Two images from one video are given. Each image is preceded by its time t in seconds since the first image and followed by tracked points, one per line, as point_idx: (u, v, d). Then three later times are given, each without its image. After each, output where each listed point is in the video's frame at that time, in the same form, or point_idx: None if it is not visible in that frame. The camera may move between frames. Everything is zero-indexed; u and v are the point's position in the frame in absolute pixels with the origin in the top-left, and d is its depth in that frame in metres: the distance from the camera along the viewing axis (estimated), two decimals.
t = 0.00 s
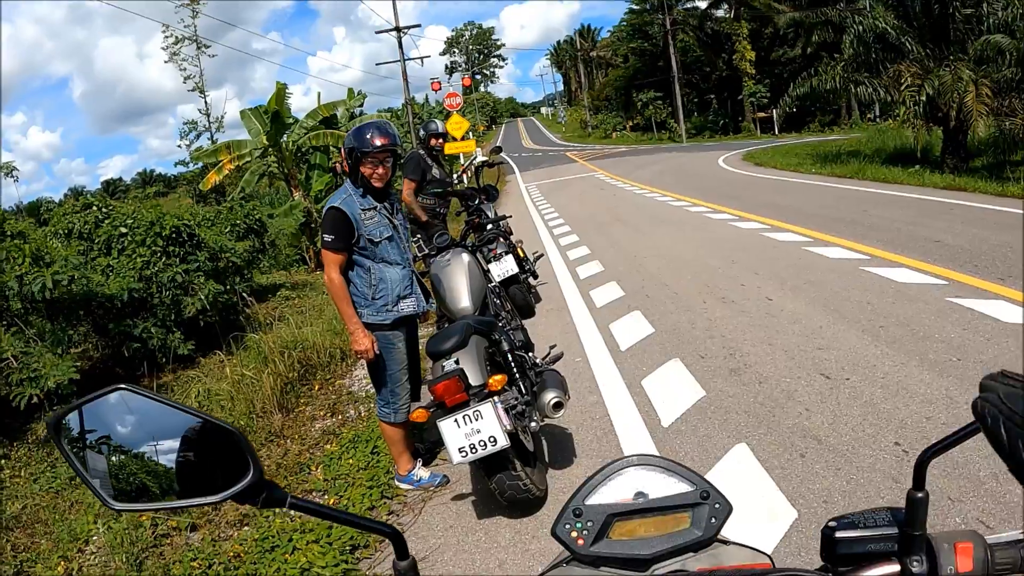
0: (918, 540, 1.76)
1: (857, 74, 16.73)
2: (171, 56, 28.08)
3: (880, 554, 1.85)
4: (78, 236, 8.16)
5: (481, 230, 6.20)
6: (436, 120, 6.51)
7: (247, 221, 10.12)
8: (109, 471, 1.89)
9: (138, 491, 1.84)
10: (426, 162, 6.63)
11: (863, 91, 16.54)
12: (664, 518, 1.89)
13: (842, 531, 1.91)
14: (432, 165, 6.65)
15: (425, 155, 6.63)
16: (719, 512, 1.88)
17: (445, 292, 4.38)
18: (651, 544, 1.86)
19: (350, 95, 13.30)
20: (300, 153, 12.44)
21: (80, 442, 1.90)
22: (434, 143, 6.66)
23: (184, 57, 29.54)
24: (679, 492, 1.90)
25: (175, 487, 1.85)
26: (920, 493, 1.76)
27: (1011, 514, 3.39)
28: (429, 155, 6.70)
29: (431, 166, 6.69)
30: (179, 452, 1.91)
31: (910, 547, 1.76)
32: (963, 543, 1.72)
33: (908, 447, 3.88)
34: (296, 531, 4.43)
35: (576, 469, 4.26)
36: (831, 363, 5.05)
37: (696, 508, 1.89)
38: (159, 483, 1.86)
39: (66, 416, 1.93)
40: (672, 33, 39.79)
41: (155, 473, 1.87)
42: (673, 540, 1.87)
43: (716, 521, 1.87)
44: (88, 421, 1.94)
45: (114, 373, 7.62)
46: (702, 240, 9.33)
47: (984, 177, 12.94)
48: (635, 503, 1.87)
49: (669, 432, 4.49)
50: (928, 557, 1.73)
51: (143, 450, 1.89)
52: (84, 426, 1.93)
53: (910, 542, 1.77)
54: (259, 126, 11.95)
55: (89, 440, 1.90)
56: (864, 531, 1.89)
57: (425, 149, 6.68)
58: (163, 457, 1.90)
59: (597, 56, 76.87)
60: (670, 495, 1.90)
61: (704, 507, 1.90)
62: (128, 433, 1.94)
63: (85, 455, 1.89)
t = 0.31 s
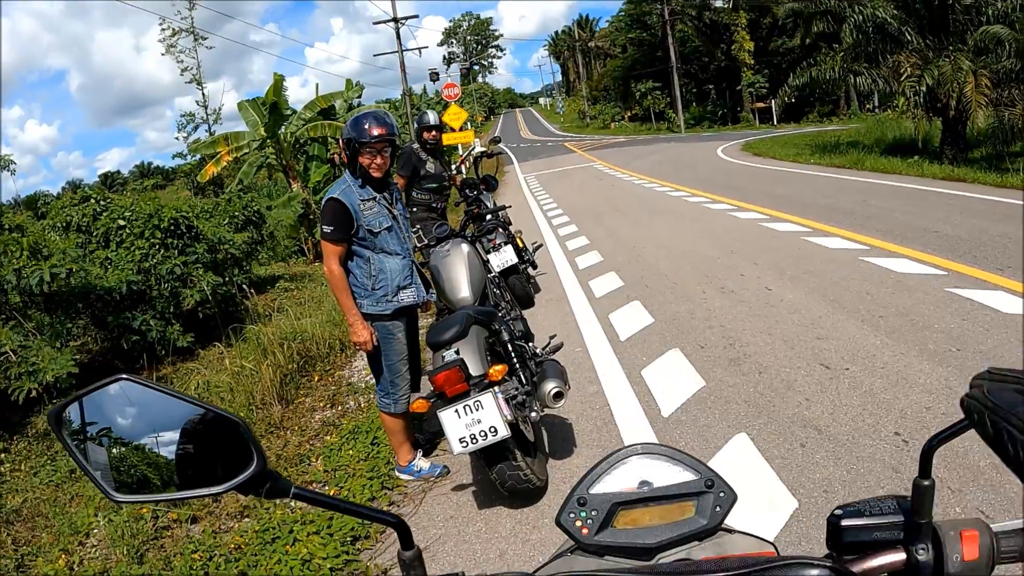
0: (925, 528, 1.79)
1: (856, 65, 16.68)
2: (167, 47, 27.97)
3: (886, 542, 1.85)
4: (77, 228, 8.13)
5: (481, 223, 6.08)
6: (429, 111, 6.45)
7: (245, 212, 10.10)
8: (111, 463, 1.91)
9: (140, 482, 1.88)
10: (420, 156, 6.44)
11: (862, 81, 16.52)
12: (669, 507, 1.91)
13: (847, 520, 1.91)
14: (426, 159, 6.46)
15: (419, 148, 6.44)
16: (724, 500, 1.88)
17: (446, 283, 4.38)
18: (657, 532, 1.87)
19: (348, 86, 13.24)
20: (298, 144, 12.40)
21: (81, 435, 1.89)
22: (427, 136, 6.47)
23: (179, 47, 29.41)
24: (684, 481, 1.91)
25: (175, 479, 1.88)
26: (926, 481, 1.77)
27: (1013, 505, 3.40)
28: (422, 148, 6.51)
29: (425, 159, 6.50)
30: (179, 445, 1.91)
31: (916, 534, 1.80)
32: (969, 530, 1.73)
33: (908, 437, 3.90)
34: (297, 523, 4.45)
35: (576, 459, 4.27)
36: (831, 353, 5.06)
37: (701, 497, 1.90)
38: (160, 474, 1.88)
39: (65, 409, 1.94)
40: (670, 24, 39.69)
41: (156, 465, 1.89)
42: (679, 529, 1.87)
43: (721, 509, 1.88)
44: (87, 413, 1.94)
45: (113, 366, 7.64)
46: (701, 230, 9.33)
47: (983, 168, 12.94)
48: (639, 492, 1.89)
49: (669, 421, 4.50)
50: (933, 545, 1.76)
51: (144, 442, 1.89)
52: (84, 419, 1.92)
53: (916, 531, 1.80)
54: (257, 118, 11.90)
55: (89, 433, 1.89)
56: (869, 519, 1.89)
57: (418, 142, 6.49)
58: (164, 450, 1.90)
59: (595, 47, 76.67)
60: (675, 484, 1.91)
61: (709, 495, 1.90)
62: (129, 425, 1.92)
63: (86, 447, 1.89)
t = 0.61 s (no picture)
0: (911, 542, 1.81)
1: (843, 74, 16.79)
2: (155, 57, 27.96)
3: (873, 556, 1.83)
4: (64, 238, 8.07)
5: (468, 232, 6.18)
6: (411, 120, 6.45)
7: (233, 222, 10.07)
8: (98, 478, 1.89)
9: (126, 498, 1.85)
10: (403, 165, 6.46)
11: (849, 90, 16.62)
12: (657, 523, 1.89)
13: (833, 534, 1.91)
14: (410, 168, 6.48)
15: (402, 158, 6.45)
16: (711, 515, 1.88)
17: (433, 293, 4.37)
18: (645, 548, 1.85)
19: (336, 96, 13.25)
20: (286, 154, 12.39)
21: (67, 449, 1.89)
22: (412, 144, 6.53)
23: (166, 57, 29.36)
24: (671, 496, 1.90)
25: (161, 496, 1.85)
26: (912, 495, 1.81)
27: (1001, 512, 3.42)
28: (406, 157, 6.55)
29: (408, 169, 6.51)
30: (166, 461, 1.90)
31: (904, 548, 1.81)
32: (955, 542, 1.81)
33: (896, 445, 3.91)
34: (286, 535, 4.41)
35: (565, 470, 4.27)
36: (819, 362, 5.08)
37: (688, 512, 1.89)
38: (146, 491, 1.86)
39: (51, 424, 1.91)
40: (658, 32, 39.98)
41: (142, 480, 1.86)
42: (667, 543, 1.85)
43: (708, 524, 1.87)
44: (75, 429, 1.93)
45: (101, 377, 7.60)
46: (690, 239, 9.36)
47: (969, 175, 13.07)
48: (626, 507, 1.87)
49: (658, 431, 4.50)
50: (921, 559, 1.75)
51: (130, 458, 1.88)
52: (70, 433, 1.91)
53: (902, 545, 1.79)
54: (245, 127, 11.88)
55: (75, 448, 1.90)
56: (856, 533, 1.89)
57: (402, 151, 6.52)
58: (151, 465, 1.89)
59: (583, 55, 77.06)
60: (662, 499, 1.90)
61: (696, 510, 1.89)
62: (114, 440, 1.93)
63: (73, 461, 1.88)
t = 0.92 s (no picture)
0: (908, 564, 1.80)
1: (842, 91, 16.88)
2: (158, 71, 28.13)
3: None
4: (63, 248, 8.05)
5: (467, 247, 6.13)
6: (423, 135, 6.22)
7: (233, 234, 10.08)
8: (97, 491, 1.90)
9: (123, 512, 1.87)
10: (412, 179, 6.56)
11: (848, 107, 16.70)
12: (656, 543, 1.88)
13: (832, 555, 1.90)
14: (419, 183, 6.58)
15: (411, 172, 6.55)
16: (710, 535, 1.86)
17: (432, 309, 4.37)
18: (644, 568, 1.84)
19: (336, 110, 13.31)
20: (286, 167, 12.43)
21: (65, 462, 1.86)
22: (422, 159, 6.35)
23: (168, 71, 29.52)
24: (669, 517, 1.90)
25: (158, 511, 1.87)
26: (911, 517, 1.77)
27: (999, 530, 3.41)
28: (414, 172, 6.59)
29: (417, 183, 6.61)
30: (164, 477, 1.89)
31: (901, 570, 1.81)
32: (954, 565, 1.80)
33: (895, 463, 3.92)
34: (281, 549, 4.39)
35: (563, 487, 4.26)
36: (817, 380, 5.08)
37: (688, 532, 1.88)
38: (144, 504, 1.87)
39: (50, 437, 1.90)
40: (658, 47, 40.28)
41: (139, 495, 1.87)
42: (665, 564, 1.85)
43: (707, 544, 1.85)
44: (73, 442, 1.90)
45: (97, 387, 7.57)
46: (688, 255, 9.39)
47: (966, 193, 13.13)
48: (625, 528, 1.86)
49: (656, 449, 4.50)
50: None
51: (128, 472, 1.87)
52: (68, 447, 1.89)
53: (900, 566, 1.81)
54: (245, 140, 11.90)
55: (73, 461, 1.86)
56: (856, 554, 1.90)
57: (411, 166, 6.57)
58: (149, 479, 1.89)
59: (582, 70, 77.50)
60: (661, 520, 1.90)
61: (695, 531, 1.88)
62: (112, 453, 1.92)
63: (71, 475, 1.88)
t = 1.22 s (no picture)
0: (923, 556, 1.77)
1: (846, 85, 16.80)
2: (163, 68, 28.15)
3: (883, 571, 1.84)
4: (67, 245, 8.05)
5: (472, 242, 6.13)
6: (453, 125, 6.19)
7: (236, 231, 10.08)
8: (97, 486, 1.84)
9: (127, 507, 1.83)
10: (438, 170, 6.57)
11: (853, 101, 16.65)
12: (664, 536, 1.87)
13: (845, 548, 1.91)
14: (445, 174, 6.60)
15: (439, 162, 6.55)
16: (719, 528, 1.84)
17: (436, 304, 4.36)
18: (651, 562, 1.82)
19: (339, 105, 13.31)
20: (289, 163, 12.43)
21: (67, 457, 1.83)
22: (451, 149, 6.33)
23: (171, 66, 29.51)
24: (678, 509, 1.89)
25: (161, 507, 1.84)
26: (924, 509, 1.75)
27: (1007, 524, 3.40)
28: (441, 163, 6.59)
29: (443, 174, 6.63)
30: (168, 471, 1.89)
31: (915, 562, 1.77)
32: (968, 559, 1.72)
33: (901, 457, 3.90)
34: (286, 545, 4.39)
35: (567, 481, 4.25)
36: (823, 373, 5.06)
37: (696, 525, 1.87)
38: (147, 499, 1.84)
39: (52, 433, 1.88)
40: (661, 43, 40.18)
41: (143, 489, 1.85)
42: (674, 557, 1.82)
43: (717, 537, 1.83)
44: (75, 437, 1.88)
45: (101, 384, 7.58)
46: (692, 250, 9.36)
47: (972, 186, 13.08)
48: (634, 520, 1.86)
49: (661, 443, 4.49)
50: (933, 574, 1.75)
51: (132, 466, 1.85)
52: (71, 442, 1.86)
53: (912, 560, 1.78)
54: (248, 136, 11.89)
55: (76, 455, 1.83)
56: (868, 547, 1.89)
57: (439, 156, 6.57)
58: (152, 474, 1.87)
59: (585, 66, 77.36)
60: (671, 512, 1.89)
61: (703, 524, 1.86)
62: (115, 448, 1.90)
63: (72, 469, 1.82)
